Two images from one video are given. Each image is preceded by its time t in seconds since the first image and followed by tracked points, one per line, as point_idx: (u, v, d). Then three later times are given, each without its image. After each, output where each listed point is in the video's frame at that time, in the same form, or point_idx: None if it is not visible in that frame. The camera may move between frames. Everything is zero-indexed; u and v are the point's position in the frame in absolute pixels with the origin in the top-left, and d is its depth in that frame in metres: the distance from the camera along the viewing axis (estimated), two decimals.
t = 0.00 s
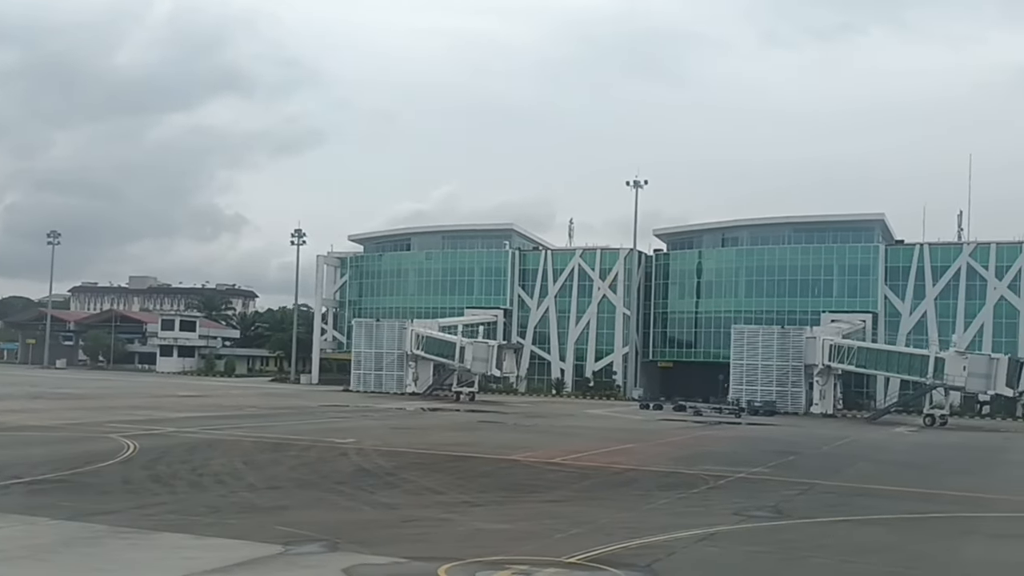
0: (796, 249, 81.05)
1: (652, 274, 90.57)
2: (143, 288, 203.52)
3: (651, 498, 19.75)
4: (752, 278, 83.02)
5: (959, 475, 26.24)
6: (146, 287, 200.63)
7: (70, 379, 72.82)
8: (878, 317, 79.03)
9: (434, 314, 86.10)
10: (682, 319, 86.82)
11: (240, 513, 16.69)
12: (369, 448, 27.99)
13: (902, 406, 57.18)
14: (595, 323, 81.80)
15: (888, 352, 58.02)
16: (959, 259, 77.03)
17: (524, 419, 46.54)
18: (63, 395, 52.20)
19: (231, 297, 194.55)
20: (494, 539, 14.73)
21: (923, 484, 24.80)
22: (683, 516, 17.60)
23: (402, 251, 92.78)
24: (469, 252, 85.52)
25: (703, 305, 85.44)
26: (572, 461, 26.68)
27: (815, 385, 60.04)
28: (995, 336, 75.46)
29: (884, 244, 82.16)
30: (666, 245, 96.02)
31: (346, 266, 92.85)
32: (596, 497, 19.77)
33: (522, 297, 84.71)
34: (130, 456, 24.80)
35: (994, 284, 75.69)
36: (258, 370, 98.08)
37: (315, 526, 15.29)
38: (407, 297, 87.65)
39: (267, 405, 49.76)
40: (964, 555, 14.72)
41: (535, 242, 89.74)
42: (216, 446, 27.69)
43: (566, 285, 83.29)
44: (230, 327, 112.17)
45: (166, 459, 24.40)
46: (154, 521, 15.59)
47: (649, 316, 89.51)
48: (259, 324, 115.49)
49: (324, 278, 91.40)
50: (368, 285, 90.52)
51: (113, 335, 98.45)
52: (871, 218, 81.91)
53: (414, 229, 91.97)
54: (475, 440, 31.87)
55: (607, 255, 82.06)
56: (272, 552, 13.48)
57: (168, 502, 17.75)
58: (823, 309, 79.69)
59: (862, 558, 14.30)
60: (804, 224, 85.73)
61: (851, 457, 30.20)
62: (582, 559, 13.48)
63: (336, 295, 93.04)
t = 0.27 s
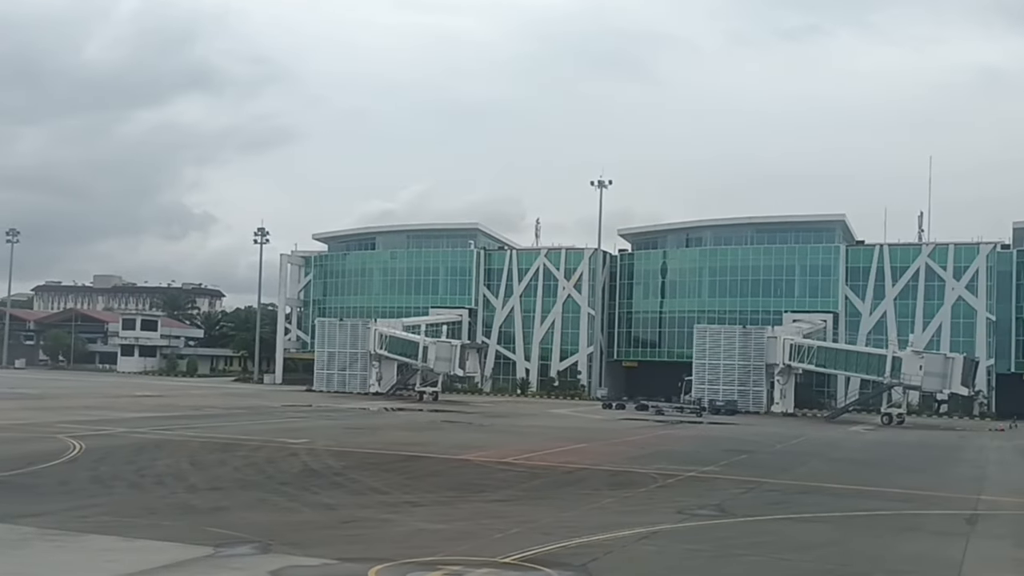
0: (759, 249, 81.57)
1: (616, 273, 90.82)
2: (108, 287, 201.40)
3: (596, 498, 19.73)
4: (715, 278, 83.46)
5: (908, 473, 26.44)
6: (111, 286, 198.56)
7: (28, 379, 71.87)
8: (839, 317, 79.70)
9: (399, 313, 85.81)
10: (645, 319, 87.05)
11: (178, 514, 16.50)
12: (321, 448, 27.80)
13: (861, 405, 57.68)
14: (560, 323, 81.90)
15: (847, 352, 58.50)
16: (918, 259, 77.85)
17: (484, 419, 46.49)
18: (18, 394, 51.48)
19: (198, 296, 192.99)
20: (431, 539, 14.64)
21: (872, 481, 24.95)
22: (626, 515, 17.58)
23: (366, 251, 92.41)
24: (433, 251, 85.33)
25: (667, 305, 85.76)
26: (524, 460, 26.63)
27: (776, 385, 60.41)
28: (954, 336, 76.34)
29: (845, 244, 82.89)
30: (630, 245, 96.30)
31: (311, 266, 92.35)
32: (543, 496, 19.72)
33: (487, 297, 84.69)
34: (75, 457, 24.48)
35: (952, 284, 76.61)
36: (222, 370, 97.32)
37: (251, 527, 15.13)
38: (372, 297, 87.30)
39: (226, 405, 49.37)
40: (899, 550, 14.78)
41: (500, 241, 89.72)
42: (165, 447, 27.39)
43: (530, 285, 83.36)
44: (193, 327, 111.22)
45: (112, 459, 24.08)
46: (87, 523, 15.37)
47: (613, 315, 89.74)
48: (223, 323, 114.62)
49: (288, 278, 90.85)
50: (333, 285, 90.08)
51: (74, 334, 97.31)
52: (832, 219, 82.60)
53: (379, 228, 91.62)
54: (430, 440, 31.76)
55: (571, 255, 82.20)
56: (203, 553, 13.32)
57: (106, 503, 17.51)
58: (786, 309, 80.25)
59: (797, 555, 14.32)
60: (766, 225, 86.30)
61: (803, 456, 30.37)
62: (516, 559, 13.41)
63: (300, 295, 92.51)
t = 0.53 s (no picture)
0: (722, 249, 81.94)
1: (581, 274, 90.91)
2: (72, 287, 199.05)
3: (544, 498, 19.57)
4: (679, 279, 83.75)
5: (859, 472, 26.53)
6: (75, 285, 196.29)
7: None
8: (802, 317, 80.23)
9: (364, 313, 85.37)
10: (610, 319, 87.17)
11: (113, 517, 16.17)
12: (272, 449, 27.48)
13: (822, 405, 58.02)
14: (524, 323, 81.85)
15: (807, 352, 58.86)
16: (879, 260, 78.54)
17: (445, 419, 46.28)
18: None
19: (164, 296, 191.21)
20: (367, 541, 14.42)
21: (822, 480, 25.02)
22: (570, 515, 17.45)
23: (331, 250, 91.89)
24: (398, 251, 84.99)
25: (632, 305, 85.93)
26: (477, 461, 26.44)
27: (738, 385, 60.64)
28: (914, 336, 77.05)
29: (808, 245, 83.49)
30: (596, 245, 96.41)
31: (274, 265, 91.69)
32: (490, 497, 19.57)
33: (452, 297, 84.51)
34: (18, 458, 24.01)
35: (913, 284, 77.35)
36: (184, 370, 96.40)
37: (186, 530, 14.84)
38: (336, 297, 86.79)
39: (184, 406, 48.81)
40: (838, 549, 14.76)
41: (465, 241, 89.57)
42: (113, 448, 26.97)
43: (495, 285, 83.28)
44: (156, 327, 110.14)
45: (55, 461, 23.67)
46: (17, 526, 15.01)
47: (578, 316, 89.80)
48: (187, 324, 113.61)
49: (251, 278, 90.13)
50: (297, 285, 89.48)
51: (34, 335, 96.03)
52: (794, 220, 83.18)
53: (343, 228, 91.12)
54: (384, 441, 31.50)
55: (536, 255, 82.21)
56: (131, 556, 13.03)
57: (40, 505, 17.14)
58: (749, 309, 80.63)
59: (735, 555, 14.26)
60: (730, 225, 86.73)
61: (758, 455, 30.42)
62: (450, 560, 13.22)
63: (264, 295, 91.81)
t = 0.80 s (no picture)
0: (684, 250, 82.34)
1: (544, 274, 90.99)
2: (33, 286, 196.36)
3: (489, 499, 19.46)
4: (641, 279, 84.08)
5: (808, 471, 26.64)
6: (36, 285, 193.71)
7: None
8: (763, 318, 80.80)
9: (327, 314, 84.88)
10: (574, 319, 87.29)
11: (44, 519, 15.88)
12: (220, 450, 27.18)
13: (781, 404, 58.36)
14: (487, 323, 81.75)
15: (766, 352, 59.28)
16: (839, 260, 79.27)
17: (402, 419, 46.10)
18: None
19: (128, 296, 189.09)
20: (300, 542, 14.26)
21: (770, 480, 25.09)
22: (512, 516, 17.34)
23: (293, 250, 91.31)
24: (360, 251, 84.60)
25: (595, 305, 86.11)
26: (427, 461, 26.27)
27: (698, 385, 60.89)
28: (873, 336, 77.80)
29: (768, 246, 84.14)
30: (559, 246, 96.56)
31: (236, 265, 90.99)
32: (434, 498, 19.43)
33: (415, 297, 84.29)
34: None
35: (872, 285, 78.12)
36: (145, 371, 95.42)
37: (116, 532, 14.57)
38: (298, 297, 86.23)
39: (138, 407, 48.25)
40: (774, 548, 14.75)
41: (428, 241, 89.35)
42: (57, 450, 26.54)
43: (459, 285, 83.14)
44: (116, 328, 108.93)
45: None
46: None
47: (542, 316, 89.86)
48: (148, 324, 112.50)
49: (212, 277, 89.36)
50: (258, 285, 88.85)
51: None
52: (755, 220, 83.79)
53: (305, 227, 90.58)
54: (336, 442, 31.27)
55: (499, 255, 82.15)
56: (54, 559, 12.78)
57: None
58: (711, 309, 81.04)
59: (670, 555, 14.21)
60: (691, 226, 87.20)
61: (710, 455, 30.50)
62: (381, 562, 13.07)
63: (226, 295, 91.06)
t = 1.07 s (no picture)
0: (645, 250, 82.68)
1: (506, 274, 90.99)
2: None
3: (430, 499, 19.37)
4: (603, 279, 84.30)
5: (754, 470, 26.76)
6: None
7: None
8: (723, 318, 81.27)
9: (287, 314, 84.32)
10: (536, 319, 87.33)
11: None
12: (165, 451, 26.88)
13: (739, 403, 58.67)
14: (450, 323, 81.63)
15: (724, 352, 59.65)
16: (798, 261, 79.91)
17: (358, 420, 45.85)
18: None
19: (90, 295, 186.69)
20: (229, 544, 14.10)
21: (716, 479, 25.16)
22: (449, 516, 17.25)
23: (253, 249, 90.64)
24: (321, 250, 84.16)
25: (557, 305, 86.20)
26: (375, 462, 26.11)
27: (657, 384, 61.10)
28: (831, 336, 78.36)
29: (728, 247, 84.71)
30: (521, 245, 96.56)
31: (196, 264, 90.16)
32: (374, 498, 19.31)
33: (377, 297, 83.99)
34: None
35: (830, 285, 78.66)
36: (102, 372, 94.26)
37: (41, 535, 14.33)
38: (258, 296, 85.60)
39: (90, 408, 47.65)
40: (706, 547, 14.77)
41: (390, 241, 89.08)
42: None
43: (421, 285, 82.95)
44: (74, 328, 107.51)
45: None
46: None
47: (504, 316, 89.84)
48: (107, 324, 111.17)
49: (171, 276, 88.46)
50: (219, 284, 88.11)
51: None
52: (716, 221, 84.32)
53: (266, 226, 89.95)
54: (287, 442, 31.04)
55: (461, 255, 82.07)
56: None
57: None
58: (671, 309, 81.42)
59: (601, 554, 14.19)
60: (652, 227, 87.58)
61: (659, 454, 30.59)
62: (307, 564, 12.94)
63: (185, 295, 90.21)
